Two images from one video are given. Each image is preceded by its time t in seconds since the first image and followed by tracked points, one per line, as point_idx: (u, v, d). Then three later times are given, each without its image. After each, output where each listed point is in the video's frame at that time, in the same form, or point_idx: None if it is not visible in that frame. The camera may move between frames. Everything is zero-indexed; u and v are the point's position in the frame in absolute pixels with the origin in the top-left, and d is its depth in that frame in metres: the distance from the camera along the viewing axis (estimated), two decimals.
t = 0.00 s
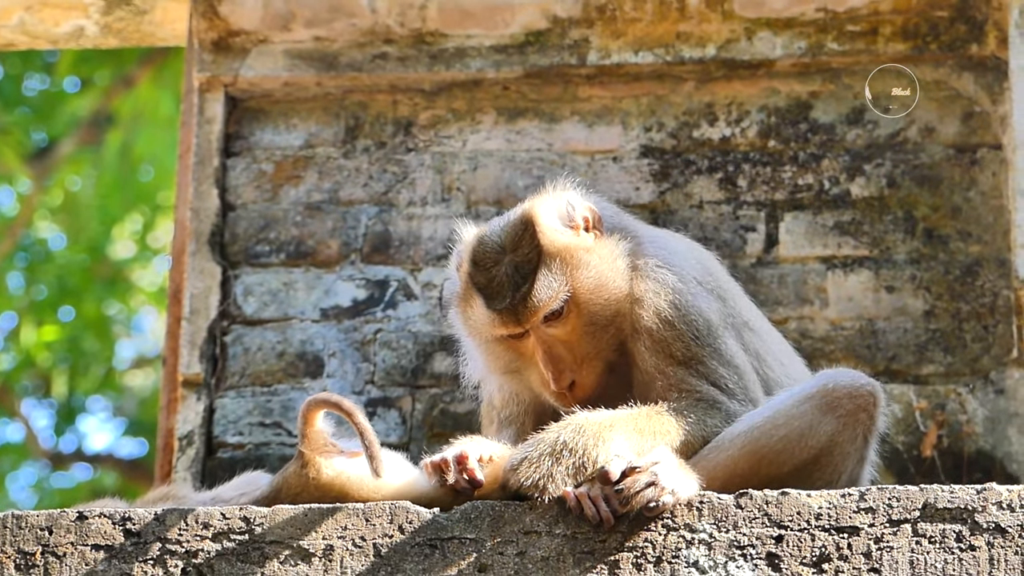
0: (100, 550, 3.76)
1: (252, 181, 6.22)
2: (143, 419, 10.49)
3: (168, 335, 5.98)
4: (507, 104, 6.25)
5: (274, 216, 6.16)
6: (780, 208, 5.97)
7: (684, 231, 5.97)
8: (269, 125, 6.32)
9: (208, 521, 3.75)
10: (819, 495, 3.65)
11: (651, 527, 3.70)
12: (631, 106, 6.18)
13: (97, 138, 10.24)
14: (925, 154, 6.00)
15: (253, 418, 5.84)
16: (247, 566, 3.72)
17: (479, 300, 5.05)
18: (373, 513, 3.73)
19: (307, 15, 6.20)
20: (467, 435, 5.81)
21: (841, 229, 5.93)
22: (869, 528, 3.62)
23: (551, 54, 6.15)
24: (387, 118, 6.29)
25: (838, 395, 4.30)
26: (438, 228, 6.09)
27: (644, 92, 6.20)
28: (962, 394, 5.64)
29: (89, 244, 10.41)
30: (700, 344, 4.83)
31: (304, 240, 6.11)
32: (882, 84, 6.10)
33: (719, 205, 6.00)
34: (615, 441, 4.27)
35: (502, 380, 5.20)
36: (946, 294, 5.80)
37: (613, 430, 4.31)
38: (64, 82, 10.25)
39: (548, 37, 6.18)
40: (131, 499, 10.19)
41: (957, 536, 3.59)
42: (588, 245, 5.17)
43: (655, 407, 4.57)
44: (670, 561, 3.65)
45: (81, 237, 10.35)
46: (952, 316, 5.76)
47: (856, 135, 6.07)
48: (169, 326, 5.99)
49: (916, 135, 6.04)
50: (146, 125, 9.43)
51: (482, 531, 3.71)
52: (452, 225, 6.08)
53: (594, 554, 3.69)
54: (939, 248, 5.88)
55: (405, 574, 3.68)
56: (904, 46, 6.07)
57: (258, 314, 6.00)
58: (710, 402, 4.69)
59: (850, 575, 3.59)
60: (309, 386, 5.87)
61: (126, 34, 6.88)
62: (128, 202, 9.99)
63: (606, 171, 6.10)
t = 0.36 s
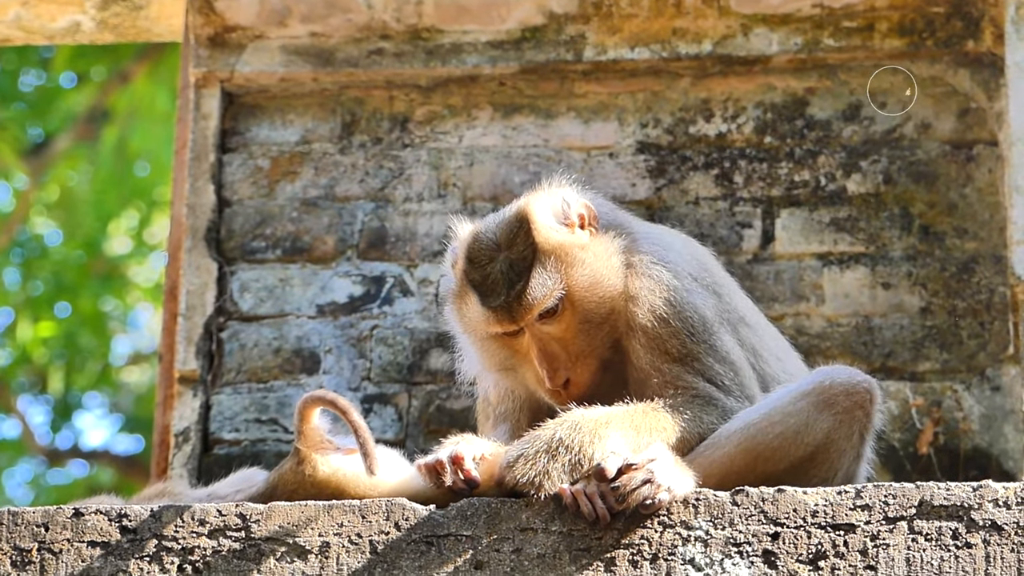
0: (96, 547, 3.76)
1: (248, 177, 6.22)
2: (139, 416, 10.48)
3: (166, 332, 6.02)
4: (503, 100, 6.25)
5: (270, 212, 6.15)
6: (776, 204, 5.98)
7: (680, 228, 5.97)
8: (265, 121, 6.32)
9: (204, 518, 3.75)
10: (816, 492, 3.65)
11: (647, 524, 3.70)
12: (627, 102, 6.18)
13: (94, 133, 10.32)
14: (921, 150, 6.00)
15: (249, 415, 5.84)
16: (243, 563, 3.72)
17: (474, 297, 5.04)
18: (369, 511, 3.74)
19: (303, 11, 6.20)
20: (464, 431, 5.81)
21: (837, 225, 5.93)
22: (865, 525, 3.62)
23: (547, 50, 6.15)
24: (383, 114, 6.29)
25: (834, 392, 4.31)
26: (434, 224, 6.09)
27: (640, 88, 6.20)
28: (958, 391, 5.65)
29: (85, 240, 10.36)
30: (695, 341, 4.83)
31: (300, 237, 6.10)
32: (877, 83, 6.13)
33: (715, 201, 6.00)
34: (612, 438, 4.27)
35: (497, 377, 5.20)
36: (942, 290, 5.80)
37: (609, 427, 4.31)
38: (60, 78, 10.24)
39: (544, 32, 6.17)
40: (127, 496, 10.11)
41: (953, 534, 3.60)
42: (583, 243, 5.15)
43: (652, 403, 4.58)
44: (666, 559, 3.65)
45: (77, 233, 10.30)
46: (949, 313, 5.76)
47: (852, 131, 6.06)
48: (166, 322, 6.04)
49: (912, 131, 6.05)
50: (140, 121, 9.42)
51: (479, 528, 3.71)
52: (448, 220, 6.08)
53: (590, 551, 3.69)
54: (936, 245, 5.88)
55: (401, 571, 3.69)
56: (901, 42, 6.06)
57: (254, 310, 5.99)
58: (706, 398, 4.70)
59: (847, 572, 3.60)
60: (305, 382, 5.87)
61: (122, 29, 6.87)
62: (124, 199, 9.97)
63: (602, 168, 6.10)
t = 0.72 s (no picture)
0: (99, 542, 3.76)
1: (250, 173, 6.22)
2: (141, 412, 10.54)
3: (168, 328, 6.01)
4: (505, 96, 6.24)
5: (272, 209, 6.15)
6: (778, 200, 5.97)
7: (682, 224, 5.97)
8: (267, 118, 6.32)
9: (207, 513, 3.75)
10: (818, 487, 3.65)
11: (650, 519, 3.70)
12: (629, 98, 6.18)
13: (95, 130, 10.29)
14: (923, 146, 6.00)
15: (251, 411, 5.84)
16: (246, 558, 3.72)
17: (474, 294, 5.05)
18: (372, 506, 3.74)
19: (304, 6, 6.23)
20: (466, 426, 5.80)
21: (839, 221, 5.93)
22: (868, 520, 3.62)
23: (548, 46, 6.14)
24: (385, 110, 6.29)
25: (836, 387, 4.31)
26: (436, 220, 6.09)
27: (641, 84, 6.20)
28: (960, 386, 5.66)
29: (86, 236, 10.36)
30: (695, 337, 4.83)
31: (302, 233, 6.11)
32: (878, 79, 6.12)
33: (717, 197, 6.01)
34: (614, 434, 4.27)
35: (498, 374, 5.21)
36: (944, 286, 5.80)
37: (611, 422, 4.31)
38: (62, 74, 10.36)
39: (546, 29, 6.18)
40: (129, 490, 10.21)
41: (956, 528, 3.60)
42: (583, 240, 5.16)
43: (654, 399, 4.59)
44: (669, 553, 3.65)
45: (79, 229, 10.29)
46: (951, 308, 5.77)
47: (854, 127, 6.06)
48: (168, 319, 6.03)
49: (914, 127, 6.04)
50: (143, 118, 9.39)
51: (481, 523, 3.71)
52: (450, 217, 6.08)
53: (593, 546, 3.69)
54: (937, 240, 5.88)
55: (403, 566, 3.69)
56: (903, 38, 6.06)
57: (256, 306, 6.00)
58: (707, 394, 4.70)
59: (850, 567, 3.60)
60: (307, 378, 5.87)
61: (123, 26, 6.88)
62: (126, 195, 9.92)
63: (604, 163, 6.10)
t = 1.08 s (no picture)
0: (100, 537, 3.76)
1: (250, 167, 6.22)
2: (140, 406, 10.58)
3: (169, 322, 6.02)
4: (506, 90, 6.24)
5: (273, 203, 6.16)
6: (778, 194, 5.98)
7: (683, 218, 5.97)
8: (267, 112, 6.32)
9: (208, 507, 3.75)
10: (819, 481, 3.65)
11: (651, 513, 3.70)
12: (629, 92, 6.18)
13: (96, 124, 10.25)
14: (924, 140, 6.00)
15: (252, 405, 5.84)
16: (247, 552, 3.72)
17: (481, 288, 5.04)
18: (373, 500, 3.74)
19: (305, 1, 6.22)
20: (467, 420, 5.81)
21: (840, 215, 5.93)
22: (869, 513, 3.62)
23: (549, 40, 6.15)
24: (385, 105, 6.28)
25: (836, 380, 4.31)
26: (436, 215, 6.10)
27: (641, 78, 6.20)
28: (961, 380, 5.66)
29: (87, 232, 10.33)
30: (699, 333, 4.84)
31: (302, 227, 6.11)
32: (878, 72, 6.12)
33: (718, 191, 6.01)
34: (615, 428, 4.27)
35: (502, 368, 5.20)
36: (945, 280, 5.80)
37: (612, 417, 4.32)
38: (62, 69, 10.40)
39: (546, 23, 6.18)
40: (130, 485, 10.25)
41: (956, 522, 3.60)
42: (589, 233, 5.16)
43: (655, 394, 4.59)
44: (670, 547, 3.65)
45: (80, 224, 10.25)
46: (951, 303, 5.77)
47: (854, 121, 6.06)
48: (169, 313, 6.03)
49: (915, 121, 6.04)
50: (145, 114, 9.35)
51: (482, 517, 3.71)
52: (451, 211, 6.09)
53: (593, 540, 3.69)
54: (938, 234, 5.88)
55: (404, 560, 3.70)
56: (903, 31, 6.06)
57: (257, 300, 6.00)
58: (709, 390, 4.70)
59: (850, 560, 3.60)
60: (308, 372, 5.88)
61: (124, 21, 6.88)
62: (126, 190, 9.82)
63: (604, 158, 6.10)
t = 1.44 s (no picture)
0: (99, 531, 3.76)
1: (249, 161, 6.22)
2: (140, 401, 10.52)
3: (168, 317, 6.02)
4: (505, 84, 6.24)
5: (272, 197, 6.15)
6: (778, 187, 5.97)
7: (682, 211, 5.97)
8: (266, 106, 6.32)
9: (207, 501, 3.75)
10: (818, 475, 3.65)
11: (650, 507, 3.70)
12: (629, 86, 6.18)
13: (94, 119, 10.32)
14: (923, 134, 6.00)
15: (252, 399, 5.84)
16: (246, 546, 3.72)
17: (484, 279, 5.02)
18: (372, 494, 3.74)
19: None
20: (466, 414, 5.81)
21: (839, 209, 5.93)
22: (868, 507, 3.62)
23: (548, 34, 6.15)
24: (384, 99, 6.28)
25: (835, 374, 4.31)
26: (436, 209, 6.10)
27: (641, 72, 6.20)
28: (960, 374, 5.66)
29: (86, 225, 10.39)
30: (701, 327, 4.84)
31: (302, 221, 6.11)
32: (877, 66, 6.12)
33: (717, 184, 6.01)
34: (614, 423, 4.27)
35: (503, 359, 5.18)
36: (944, 273, 5.79)
37: (612, 411, 4.32)
38: (61, 63, 10.38)
39: (545, 17, 6.17)
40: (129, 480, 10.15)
41: (956, 516, 3.60)
42: (593, 225, 5.13)
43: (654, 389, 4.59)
44: (669, 541, 3.65)
45: (79, 218, 10.31)
46: (950, 296, 5.77)
47: (854, 115, 6.06)
48: (168, 307, 6.03)
49: (914, 115, 6.04)
50: (143, 107, 9.35)
51: (482, 511, 3.72)
52: (450, 205, 6.09)
53: (593, 534, 3.69)
54: (937, 228, 5.88)
55: (404, 554, 3.70)
56: (902, 25, 6.06)
57: (256, 294, 6.00)
58: (708, 385, 4.71)
59: (850, 554, 3.60)
60: (307, 366, 5.88)
61: (123, 15, 6.88)
62: (125, 184, 9.86)
63: (604, 152, 6.09)
